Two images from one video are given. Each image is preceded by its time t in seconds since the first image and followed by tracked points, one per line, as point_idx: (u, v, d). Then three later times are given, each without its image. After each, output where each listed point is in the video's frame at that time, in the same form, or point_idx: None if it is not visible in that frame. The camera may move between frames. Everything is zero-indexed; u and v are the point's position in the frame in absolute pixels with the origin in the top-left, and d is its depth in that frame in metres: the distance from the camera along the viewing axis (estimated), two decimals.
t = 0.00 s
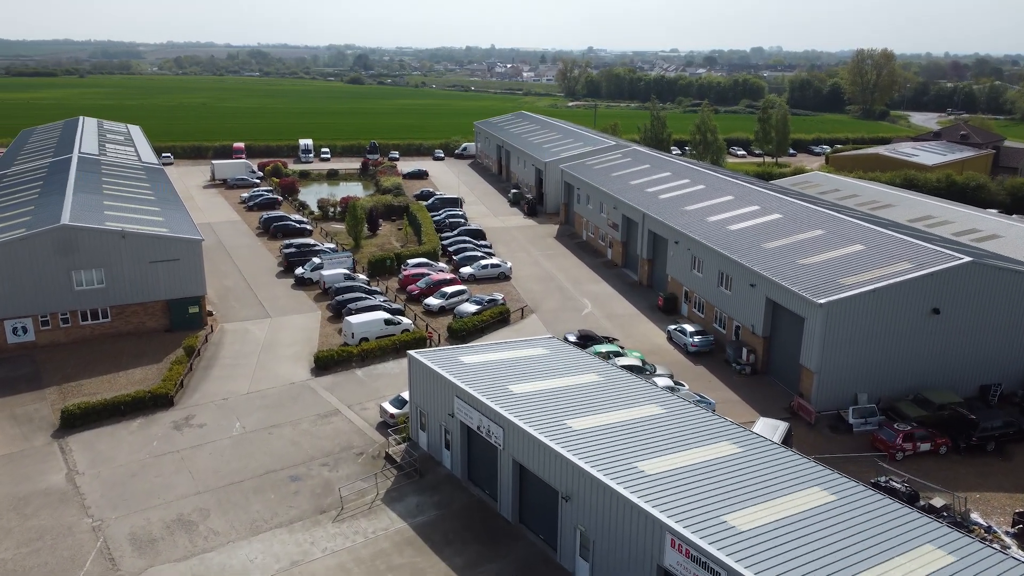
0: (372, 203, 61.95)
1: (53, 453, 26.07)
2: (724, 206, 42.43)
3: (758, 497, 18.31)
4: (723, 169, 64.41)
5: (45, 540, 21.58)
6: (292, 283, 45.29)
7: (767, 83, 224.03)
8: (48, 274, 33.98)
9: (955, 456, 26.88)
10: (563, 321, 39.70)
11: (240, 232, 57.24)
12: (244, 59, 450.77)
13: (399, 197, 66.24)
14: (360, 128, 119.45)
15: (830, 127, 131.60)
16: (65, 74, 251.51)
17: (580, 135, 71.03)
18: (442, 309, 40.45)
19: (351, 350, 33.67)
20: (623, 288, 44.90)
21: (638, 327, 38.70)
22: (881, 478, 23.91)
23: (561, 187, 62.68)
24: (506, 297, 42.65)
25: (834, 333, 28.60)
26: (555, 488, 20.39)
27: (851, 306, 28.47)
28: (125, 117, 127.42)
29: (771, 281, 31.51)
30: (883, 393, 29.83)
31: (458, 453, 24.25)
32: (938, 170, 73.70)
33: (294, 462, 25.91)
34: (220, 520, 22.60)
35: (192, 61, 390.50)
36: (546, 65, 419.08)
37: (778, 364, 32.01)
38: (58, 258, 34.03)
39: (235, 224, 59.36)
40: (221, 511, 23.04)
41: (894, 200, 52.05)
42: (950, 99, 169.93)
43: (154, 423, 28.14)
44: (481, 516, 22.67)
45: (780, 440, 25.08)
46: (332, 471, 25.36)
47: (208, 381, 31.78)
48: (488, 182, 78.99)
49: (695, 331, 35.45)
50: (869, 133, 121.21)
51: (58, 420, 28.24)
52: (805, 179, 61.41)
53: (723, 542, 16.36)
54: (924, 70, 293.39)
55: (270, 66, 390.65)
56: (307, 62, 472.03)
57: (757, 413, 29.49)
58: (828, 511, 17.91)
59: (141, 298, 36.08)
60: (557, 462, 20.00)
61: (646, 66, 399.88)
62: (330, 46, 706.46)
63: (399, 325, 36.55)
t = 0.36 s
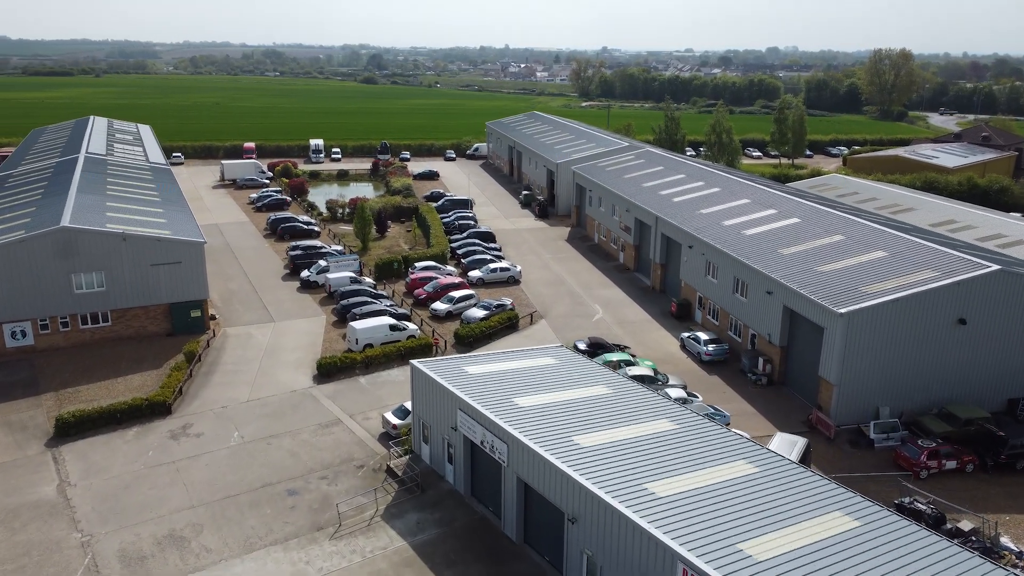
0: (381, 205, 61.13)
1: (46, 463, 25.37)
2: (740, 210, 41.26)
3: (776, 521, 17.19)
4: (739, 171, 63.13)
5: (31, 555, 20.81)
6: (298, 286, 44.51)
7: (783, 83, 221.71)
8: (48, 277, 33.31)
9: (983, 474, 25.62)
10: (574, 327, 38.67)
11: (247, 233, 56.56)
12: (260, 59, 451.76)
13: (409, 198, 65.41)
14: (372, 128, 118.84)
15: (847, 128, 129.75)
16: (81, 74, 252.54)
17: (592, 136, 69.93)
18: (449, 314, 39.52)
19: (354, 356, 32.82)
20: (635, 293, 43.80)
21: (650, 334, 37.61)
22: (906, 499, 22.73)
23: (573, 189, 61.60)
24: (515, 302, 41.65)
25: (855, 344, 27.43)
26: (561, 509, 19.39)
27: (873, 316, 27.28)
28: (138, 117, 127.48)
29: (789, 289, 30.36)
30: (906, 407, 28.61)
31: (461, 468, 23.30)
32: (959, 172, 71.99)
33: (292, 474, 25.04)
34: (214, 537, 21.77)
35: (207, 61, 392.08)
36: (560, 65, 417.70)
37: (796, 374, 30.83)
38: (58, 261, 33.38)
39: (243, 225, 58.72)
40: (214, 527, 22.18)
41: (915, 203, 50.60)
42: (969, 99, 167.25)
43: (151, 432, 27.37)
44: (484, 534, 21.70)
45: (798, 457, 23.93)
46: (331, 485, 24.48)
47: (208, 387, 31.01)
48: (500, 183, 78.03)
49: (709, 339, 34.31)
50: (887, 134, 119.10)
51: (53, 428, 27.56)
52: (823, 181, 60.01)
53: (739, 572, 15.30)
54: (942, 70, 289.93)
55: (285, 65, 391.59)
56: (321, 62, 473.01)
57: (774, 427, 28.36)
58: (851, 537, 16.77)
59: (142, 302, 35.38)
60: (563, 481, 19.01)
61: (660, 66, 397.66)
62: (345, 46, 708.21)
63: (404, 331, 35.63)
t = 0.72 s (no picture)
0: (389, 206, 60.31)
1: (37, 473, 24.64)
2: (756, 214, 40.08)
3: (795, 550, 16.10)
4: (754, 173, 61.85)
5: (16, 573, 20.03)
6: (303, 289, 43.71)
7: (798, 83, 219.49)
8: (47, 280, 32.67)
9: (1013, 495, 24.38)
10: (583, 333, 37.64)
11: (255, 234, 55.92)
12: (275, 59, 453.20)
13: (419, 200, 64.57)
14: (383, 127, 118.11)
15: (864, 129, 127.86)
16: (98, 75, 253.50)
17: (605, 137, 68.83)
18: (456, 319, 38.58)
19: (357, 363, 31.96)
20: (647, 298, 42.69)
21: (662, 342, 36.52)
22: (932, 522, 21.56)
23: (585, 190, 60.54)
24: (523, 307, 40.68)
25: (877, 356, 26.24)
26: (567, 532, 18.39)
27: (896, 326, 26.10)
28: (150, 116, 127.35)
29: (807, 297, 29.20)
30: (930, 421, 27.40)
31: (463, 485, 22.35)
32: (981, 175, 70.36)
33: (290, 488, 24.17)
34: (206, 554, 20.93)
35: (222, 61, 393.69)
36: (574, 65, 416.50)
37: (815, 386, 29.66)
38: (56, 264, 32.73)
39: (250, 226, 58.06)
40: (207, 543, 21.35)
41: (937, 206, 49.21)
42: (989, 100, 164.72)
43: (146, 442, 26.60)
44: (487, 555, 20.73)
45: (817, 475, 22.84)
46: (329, 499, 23.59)
47: (207, 394, 30.23)
48: (511, 184, 77.05)
49: (723, 348, 33.15)
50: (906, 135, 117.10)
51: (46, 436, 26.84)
52: (840, 184, 58.68)
53: None
54: (961, 70, 286.52)
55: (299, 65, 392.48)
56: (336, 62, 473.21)
57: (791, 441, 27.23)
58: (876, 568, 15.66)
59: (142, 306, 34.68)
60: (568, 503, 18.01)
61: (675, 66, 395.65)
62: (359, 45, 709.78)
63: (409, 337, 34.69)
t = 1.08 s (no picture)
0: (398, 207, 59.45)
1: (26, 485, 23.88)
2: (772, 217, 38.87)
3: None
4: (770, 175, 60.54)
5: None
6: (307, 292, 42.89)
7: (814, 83, 217.15)
8: (44, 283, 32.00)
9: None
10: (593, 340, 36.58)
11: (261, 235, 55.20)
12: (288, 59, 454.48)
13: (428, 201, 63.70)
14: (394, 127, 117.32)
15: (882, 130, 125.84)
16: (113, 75, 254.41)
17: (617, 137, 67.67)
18: (462, 325, 37.61)
19: (359, 371, 31.05)
20: (660, 304, 41.57)
21: (674, 349, 35.41)
22: (959, 547, 20.38)
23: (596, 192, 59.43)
24: (532, 313, 39.66)
25: (900, 368, 25.04)
26: (573, 558, 17.36)
27: (921, 337, 24.89)
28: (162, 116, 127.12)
29: (826, 306, 28.02)
30: (955, 437, 26.18)
31: (465, 503, 21.36)
32: (1002, 177, 68.68)
33: (286, 503, 23.28)
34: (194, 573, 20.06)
35: (237, 60, 395.44)
36: (588, 65, 415.09)
37: (834, 398, 28.47)
38: (53, 267, 32.05)
39: (257, 228, 57.37)
40: (196, 562, 20.47)
41: (959, 210, 47.72)
42: (1009, 100, 162.07)
43: (140, 452, 25.81)
44: None
45: (837, 495, 21.70)
46: (326, 515, 22.67)
47: (205, 402, 29.42)
48: (522, 185, 76.03)
49: (738, 357, 32.02)
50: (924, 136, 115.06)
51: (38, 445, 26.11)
52: (858, 186, 57.25)
53: None
54: (979, 70, 282.89)
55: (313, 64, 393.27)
56: (349, 62, 473.56)
57: (808, 456, 26.08)
58: None
59: (142, 309, 33.94)
60: (574, 528, 16.97)
61: (689, 66, 393.43)
62: (373, 45, 711.18)
63: (414, 343, 33.75)
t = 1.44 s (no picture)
0: (404, 209, 58.56)
1: (12, 497, 23.11)
2: (786, 221, 37.67)
3: None
4: (784, 177, 59.25)
5: None
6: (310, 296, 42.04)
7: (828, 83, 214.88)
8: (38, 287, 31.30)
9: None
10: (601, 347, 35.53)
11: (265, 237, 54.42)
12: (300, 58, 455.14)
13: (435, 202, 62.79)
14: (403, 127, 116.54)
15: (897, 130, 124.01)
16: (126, 74, 255.20)
17: (628, 138, 66.54)
18: (466, 331, 36.63)
19: (359, 379, 30.12)
20: (670, 309, 40.46)
21: (685, 358, 34.29)
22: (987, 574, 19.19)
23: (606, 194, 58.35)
24: (539, 318, 38.63)
25: (922, 382, 23.87)
26: None
27: (944, 349, 23.71)
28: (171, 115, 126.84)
29: (844, 315, 26.87)
30: (979, 454, 24.98)
31: (464, 523, 20.36)
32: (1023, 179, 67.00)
33: (278, 519, 22.38)
34: None
35: (249, 60, 396.24)
36: (599, 65, 413.63)
37: (851, 412, 27.31)
38: (48, 270, 31.34)
39: (262, 229, 56.62)
40: None
41: (980, 214, 46.32)
42: None
43: (131, 463, 25.00)
44: None
45: (857, 517, 20.54)
46: (320, 533, 21.76)
47: (200, 411, 28.59)
48: (531, 186, 75.01)
49: (751, 367, 30.89)
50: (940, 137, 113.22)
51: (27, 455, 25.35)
52: (875, 188, 55.87)
53: None
54: (996, 71, 279.46)
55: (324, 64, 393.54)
56: (361, 61, 473.91)
57: (825, 472, 24.93)
58: None
59: (139, 314, 33.15)
60: (577, 556, 15.92)
61: (702, 66, 391.16)
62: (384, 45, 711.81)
63: (416, 350, 32.81)
